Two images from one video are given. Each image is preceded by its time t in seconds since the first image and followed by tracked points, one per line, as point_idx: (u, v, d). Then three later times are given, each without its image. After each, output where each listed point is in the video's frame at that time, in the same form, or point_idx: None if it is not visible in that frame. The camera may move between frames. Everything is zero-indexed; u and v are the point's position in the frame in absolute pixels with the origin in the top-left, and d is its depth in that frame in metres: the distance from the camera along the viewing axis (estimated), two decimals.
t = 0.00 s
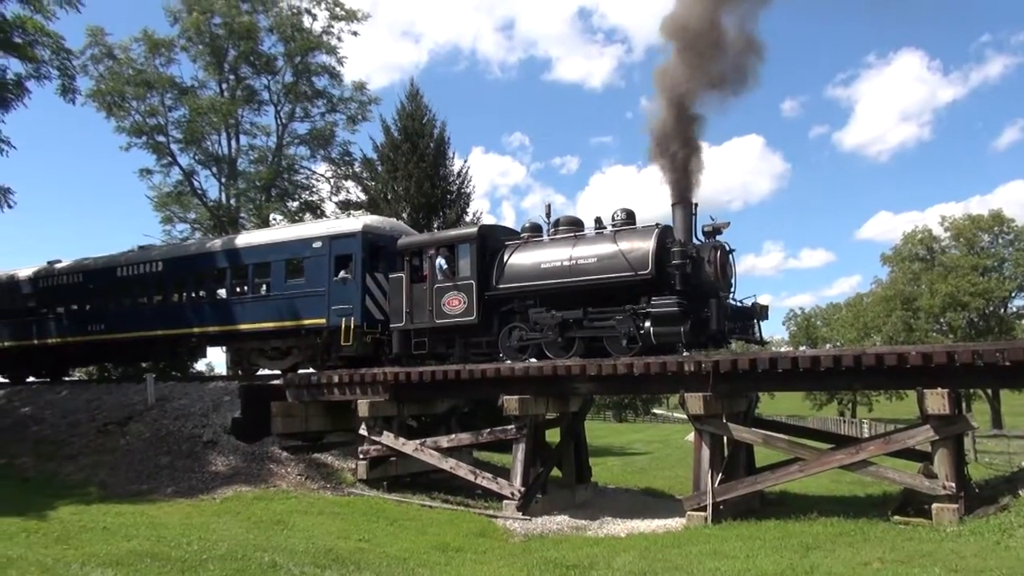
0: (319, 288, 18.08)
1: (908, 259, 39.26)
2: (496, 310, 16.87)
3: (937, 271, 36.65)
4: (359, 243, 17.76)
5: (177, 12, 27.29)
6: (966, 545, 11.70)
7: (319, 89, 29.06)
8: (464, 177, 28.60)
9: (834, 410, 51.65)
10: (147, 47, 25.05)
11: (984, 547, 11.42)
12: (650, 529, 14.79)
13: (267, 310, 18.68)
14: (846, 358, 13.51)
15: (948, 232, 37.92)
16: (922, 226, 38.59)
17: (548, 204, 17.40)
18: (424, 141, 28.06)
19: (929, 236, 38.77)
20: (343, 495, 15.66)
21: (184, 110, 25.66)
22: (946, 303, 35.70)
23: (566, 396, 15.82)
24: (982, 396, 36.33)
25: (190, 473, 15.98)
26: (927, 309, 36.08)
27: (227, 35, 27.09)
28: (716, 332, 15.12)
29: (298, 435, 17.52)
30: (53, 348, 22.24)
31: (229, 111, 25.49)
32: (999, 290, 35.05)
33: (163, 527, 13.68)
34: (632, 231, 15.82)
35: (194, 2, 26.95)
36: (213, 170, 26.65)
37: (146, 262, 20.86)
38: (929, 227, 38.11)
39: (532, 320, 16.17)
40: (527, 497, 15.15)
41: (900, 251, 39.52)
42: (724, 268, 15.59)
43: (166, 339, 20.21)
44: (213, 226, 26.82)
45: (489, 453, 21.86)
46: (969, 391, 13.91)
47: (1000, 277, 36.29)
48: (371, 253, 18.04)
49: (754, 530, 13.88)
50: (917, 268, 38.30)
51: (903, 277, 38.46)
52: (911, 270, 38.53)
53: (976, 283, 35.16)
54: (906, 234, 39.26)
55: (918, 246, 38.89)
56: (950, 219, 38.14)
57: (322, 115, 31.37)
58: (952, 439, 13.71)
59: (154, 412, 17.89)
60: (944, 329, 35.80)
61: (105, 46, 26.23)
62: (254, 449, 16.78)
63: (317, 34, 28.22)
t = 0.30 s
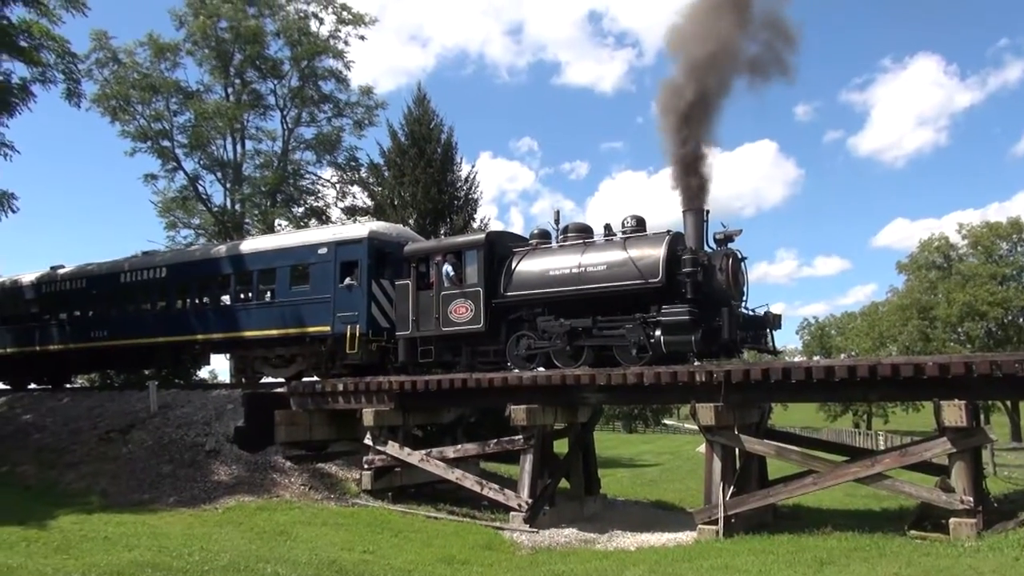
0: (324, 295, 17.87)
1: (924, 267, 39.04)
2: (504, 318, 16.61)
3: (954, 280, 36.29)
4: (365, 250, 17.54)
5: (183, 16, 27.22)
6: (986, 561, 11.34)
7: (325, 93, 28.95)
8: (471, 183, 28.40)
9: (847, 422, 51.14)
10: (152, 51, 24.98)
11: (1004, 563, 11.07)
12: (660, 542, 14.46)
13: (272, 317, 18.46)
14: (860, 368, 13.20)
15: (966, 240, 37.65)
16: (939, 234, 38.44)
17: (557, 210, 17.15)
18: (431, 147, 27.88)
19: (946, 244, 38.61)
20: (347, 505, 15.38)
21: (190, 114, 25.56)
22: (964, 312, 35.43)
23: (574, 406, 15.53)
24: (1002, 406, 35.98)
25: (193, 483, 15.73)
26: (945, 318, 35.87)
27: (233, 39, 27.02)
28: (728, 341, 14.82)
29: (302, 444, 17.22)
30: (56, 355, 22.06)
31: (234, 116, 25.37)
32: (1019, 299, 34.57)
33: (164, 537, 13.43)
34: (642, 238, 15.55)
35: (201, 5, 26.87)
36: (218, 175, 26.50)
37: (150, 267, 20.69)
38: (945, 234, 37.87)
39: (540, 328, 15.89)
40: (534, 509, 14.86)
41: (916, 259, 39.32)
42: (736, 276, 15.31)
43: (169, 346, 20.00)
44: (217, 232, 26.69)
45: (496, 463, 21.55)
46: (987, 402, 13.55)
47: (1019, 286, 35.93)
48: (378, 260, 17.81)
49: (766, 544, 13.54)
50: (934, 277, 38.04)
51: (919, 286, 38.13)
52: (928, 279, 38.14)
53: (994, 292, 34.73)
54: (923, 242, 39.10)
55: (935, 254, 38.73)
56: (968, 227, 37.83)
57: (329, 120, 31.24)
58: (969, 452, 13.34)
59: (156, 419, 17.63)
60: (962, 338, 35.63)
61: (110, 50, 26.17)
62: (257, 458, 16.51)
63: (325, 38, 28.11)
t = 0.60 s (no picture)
0: (323, 301, 17.24)
1: (951, 277, 39.36)
2: (510, 326, 15.97)
3: (982, 290, 35.83)
4: (365, 254, 16.92)
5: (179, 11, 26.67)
6: None
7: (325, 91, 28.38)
8: (476, 185, 27.79)
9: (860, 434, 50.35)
10: (147, 47, 24.46)
11: None
12: (672, 562, 13.77)
13: (269, 324, 17.84)
14: (882, 381, 12.53)
15: (995, 246, 36.97)
16: (968, 242, 38.98)
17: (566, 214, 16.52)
18: (435, 147, 27.29)
19: (973, 253, 38.99)
20: (345, 521, 14.71)
21: (185, 112, 25.02)
22: (992, 323, 34.53)
23: (583, 418, 14.86)
24: None
25: (184, 497, 15.07)
26: (971, 329, 35.13)
27: (230, 35, 26.50)
28: (744, 352, 14.18)
29: (299, 456, 16.50)
30: (45, 362, 21.43)
31: (230, 114, 24.82)
32: None
33: (155, 553, 12.73)
34: (655, 244, 14.92)
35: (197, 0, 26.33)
36: (214, 176, 25.93)
37: (142, 271, 20.08)
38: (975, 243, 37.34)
39: (548, 337, 15.25)
40: (541, 527, 14.18)
41: (943, 269, 39.73)
42: (753, 284, 14.68)
43: (162, 353, 19.38)
44: (212, 235, 26.09)
45: (500, 477, 20.88)
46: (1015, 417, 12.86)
47: None
48: (379, 265, 17.19)
49: (785, 565, 12.85)
50: (960, 286, 38.10)
51: (945, 296, 38.07)
52: (954, 290, 38.08)
53: None
54: (951, 252, 39.63)
55: (962, 262, 39.10)
56: (997, 233, 37.17)
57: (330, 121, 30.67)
58: (997, 469, 12.66)
59: (147, 430, 16.92)
60: (989, 350, 34.79)
61: (103, 46, 25.63)
62: (252, 470, 15.82)
63: (325, 35, 27.56)
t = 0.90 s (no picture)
0: (318, 306, 16.65)
1: (973, 284, 39.83)
2: (512, 333, 15.36)
3: (1006, 301, 36.77)
4: (363, 257, 16.33)
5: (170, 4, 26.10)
6: None
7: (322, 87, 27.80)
8: (478, 185, 27.21)
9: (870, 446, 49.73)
10: (137, 41, 23.94)
11: None
12: None
13: (262, 329, 17.24)
14: (902, 394, 11.89)
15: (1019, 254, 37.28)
16: (991, 251, 39.77)
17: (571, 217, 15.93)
18: (436, 146, 26.73)
19: (995, 261, 39.68)
20: (339, 535, 14.07)
21: (176, 108, 24.47)
22: (1015, 334, 35.36)
23: (588, 430, 14.24)
24: None
25: (171, 509, 14.43)
26: (995, 339, 35.81)
27: (223, 28, 25.96)
28: (757, 362, 13.57)
29: (292, 467, 15.77)
30: (29, 368, 20.80)
31: (223, 111, 24.25)
32: None
33: (140, 567, 12.09)
34: (665, 248, 14.33)
35: None
36: (205, 174, 25.38)
37: (130, 274, 19.48)
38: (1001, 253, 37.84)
39: (552, 345, 14.64)
40: (544, 544, 13.51)
41: (964, 276, 40.25)
42: (767, 291, 14.10)
43: (150, 359, 18.77)
44: (203, 236, 25.49)
45: (500, 492, 20.26)
46: None
47: None
48: (376, 268, 16.59)
49: None
50: (983, 295, 38.73)
51: (967, 305, 38.50)
52: (977, 298, 38.74)
53: None
54: (972, 260, 40.18)
55: (984, 270, 39.75)
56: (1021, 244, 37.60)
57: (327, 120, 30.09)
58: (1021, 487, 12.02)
59: (134, 439, 16.27)
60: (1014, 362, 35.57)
61: (91, 40, 25.06)
62: (243, 482, 15.18)
63: (323, 29, 26.97)
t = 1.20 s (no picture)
0: (310, 309, 16.01)
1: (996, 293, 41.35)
2: (513, 339, 14.70)
3: None
4: (357, 259, 15.70)
5: None
6: None
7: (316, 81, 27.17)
8: (478, 184, 26.58)
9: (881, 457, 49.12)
10: (122, 31, 23.44)
11: None
12: None
13: (251, 333, 16.60)
14: (923, 405, 11.23)
15: None
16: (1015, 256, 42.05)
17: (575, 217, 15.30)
18: (434, 143, 26.12)
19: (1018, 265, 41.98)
20: (331, 550, 13.38)
21: (162, 102, 23.89)
22: None
23: (592, 441, 13.56)
24: None
25: (155, 522, 13.74)
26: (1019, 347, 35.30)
27: (213, 19, 25.37)
28: (770, 371, 12.92)
29: (281, 479, 15.00)
30: (8, 374, 20.12)
31: (212, 105, 23.61)
32: None
33: None
34: (673, 251, 13.72)
35: None
36: (192, 171, 24.71)
37: (114, 275, 18.84)
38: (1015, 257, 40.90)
39: (555, 352, 14.00)
40: (546, 561, 12.71)
41: (988, 282, 42.23)
42: (780, 296, 13.44)
43: (133, 364, 18.12)
44: (190, 236, 24.88)
45: (499, 505, 19.89)
46: None
47: None
48: (371, 271, 15.95)
49: None
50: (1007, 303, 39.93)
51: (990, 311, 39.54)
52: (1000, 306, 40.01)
53: None
54: (997, 265, 42.75)
55: (1009, 275, 42.24)
56: None
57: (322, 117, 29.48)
58: None
59: (116, 448, 15.58)
60: None
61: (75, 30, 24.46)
62: (230, 494, 14.50)
63: (316, 20, 26.32)
